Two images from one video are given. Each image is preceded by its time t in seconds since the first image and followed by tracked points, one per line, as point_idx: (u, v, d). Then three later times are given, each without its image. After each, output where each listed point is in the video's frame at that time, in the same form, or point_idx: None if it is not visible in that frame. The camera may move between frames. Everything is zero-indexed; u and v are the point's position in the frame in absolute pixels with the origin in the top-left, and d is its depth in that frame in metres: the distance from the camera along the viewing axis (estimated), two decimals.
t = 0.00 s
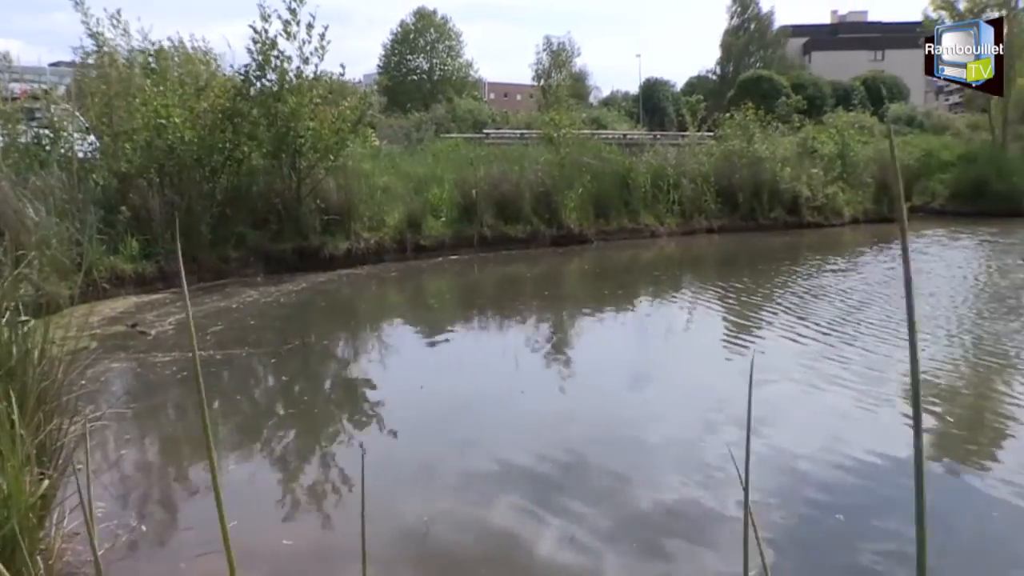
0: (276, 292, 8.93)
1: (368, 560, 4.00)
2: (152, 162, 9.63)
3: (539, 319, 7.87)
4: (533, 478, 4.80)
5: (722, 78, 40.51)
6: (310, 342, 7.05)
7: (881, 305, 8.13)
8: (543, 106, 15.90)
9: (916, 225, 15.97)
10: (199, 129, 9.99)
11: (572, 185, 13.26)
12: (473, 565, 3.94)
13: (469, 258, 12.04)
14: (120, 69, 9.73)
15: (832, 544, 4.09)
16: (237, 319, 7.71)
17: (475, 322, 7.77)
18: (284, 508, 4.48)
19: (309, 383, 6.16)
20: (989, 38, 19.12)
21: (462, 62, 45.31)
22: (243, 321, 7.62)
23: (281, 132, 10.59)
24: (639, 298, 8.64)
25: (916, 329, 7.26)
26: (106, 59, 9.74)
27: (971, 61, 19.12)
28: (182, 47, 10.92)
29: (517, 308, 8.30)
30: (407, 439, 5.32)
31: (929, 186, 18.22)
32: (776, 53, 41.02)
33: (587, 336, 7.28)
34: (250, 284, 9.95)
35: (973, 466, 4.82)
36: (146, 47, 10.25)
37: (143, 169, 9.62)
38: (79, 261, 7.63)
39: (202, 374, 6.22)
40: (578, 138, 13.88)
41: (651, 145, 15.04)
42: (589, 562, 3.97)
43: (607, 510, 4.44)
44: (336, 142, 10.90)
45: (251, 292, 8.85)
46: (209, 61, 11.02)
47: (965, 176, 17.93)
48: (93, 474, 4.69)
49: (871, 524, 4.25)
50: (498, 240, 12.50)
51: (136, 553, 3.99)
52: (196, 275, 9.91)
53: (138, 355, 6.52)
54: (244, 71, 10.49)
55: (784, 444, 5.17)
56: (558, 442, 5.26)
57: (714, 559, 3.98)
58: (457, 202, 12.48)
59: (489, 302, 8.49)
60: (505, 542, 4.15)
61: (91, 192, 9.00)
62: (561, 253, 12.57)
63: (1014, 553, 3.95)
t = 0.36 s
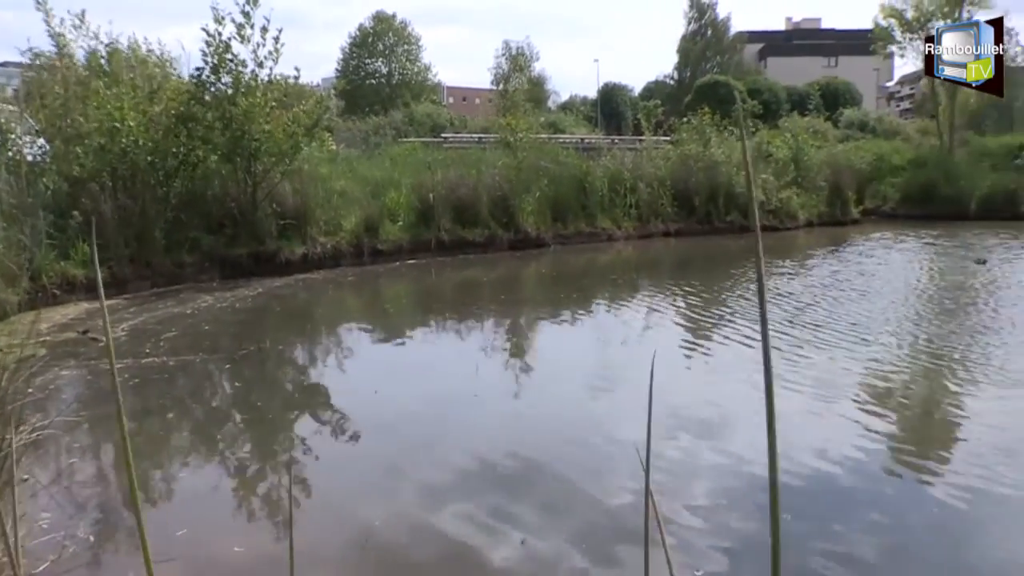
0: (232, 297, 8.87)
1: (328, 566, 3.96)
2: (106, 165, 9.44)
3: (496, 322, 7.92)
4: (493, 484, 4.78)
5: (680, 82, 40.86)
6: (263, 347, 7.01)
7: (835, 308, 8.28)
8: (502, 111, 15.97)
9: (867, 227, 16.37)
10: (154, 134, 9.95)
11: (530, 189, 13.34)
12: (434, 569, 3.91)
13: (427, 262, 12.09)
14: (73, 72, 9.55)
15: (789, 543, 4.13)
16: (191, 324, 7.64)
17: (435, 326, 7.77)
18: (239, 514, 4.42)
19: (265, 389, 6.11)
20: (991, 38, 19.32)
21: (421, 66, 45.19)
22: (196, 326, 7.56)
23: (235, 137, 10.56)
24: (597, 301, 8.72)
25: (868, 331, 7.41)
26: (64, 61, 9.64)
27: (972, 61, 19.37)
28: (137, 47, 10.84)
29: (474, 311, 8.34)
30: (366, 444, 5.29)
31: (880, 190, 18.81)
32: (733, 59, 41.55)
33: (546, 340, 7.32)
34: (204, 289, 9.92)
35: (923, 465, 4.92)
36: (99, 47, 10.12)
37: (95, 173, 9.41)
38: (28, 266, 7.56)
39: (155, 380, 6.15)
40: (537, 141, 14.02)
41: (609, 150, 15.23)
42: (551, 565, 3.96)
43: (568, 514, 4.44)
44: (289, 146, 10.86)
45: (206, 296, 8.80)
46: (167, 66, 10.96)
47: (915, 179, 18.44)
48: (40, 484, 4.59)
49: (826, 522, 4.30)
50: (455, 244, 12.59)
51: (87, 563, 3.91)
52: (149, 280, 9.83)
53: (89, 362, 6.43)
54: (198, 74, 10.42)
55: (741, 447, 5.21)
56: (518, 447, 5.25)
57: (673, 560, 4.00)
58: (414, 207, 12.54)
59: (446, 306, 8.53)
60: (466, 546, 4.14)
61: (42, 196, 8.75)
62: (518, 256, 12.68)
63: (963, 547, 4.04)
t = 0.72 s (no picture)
0: (185, 300, 8.79)
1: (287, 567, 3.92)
2: (55, 167, 9.40)
3: (453, 323, 7.95)
4: (452, 485, 4.76)
5: (636, 84, 40.97)
6: (215, 350, 6.96)
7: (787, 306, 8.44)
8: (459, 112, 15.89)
9: (820, 227, 16.71)
10: (104, 135, 9.81)
11: (487, 190, 13.42)
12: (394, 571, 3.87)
13: (383, 263, 12.09)
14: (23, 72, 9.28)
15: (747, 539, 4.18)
16: (143, 328, 7.56)
17: (392, 328, 7.76)
18: (193, 521, 4.36)
19: (220, 394, 6.05)
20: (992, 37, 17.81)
21: (377, 68, 44.94)
22: (149, 330, 7.48)
23: (187, 138, 10.45)
24: (553, 302, 8.79)
25: (819, 329, 7.56)
26: (12, 61, 9.30)
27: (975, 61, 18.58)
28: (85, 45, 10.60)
29: (429, 313, 8.36)
30: (322, 447, 5.25)
31: (833, 190, 19.04)
32: (688, 61, 41.95)
33: (504, 341, 7.34)
34: (155, 293, 9.84)
35: (875, 460, 5.01)
36: (48, 46, 9.80)
37: (45, 175, 9.38)
38: None
39: (105, 386, 6.07)
40: (493, 142, 14.10)
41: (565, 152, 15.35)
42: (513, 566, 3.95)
43: (530, 513, 4.43)
44: (241, 148, 10.78)
45: (159, 300, 8.71)
46: (118, 65, 10.74)
47: (866, 180, 18.91)
48: None
49: (783, 520, 4.35)
50: (411, 245, 12.63)
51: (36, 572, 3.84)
52: (99, 283, 9.74)
53: (36, 368, 6.33)
54: (149, 73, 10.27)
55: (700, 444, 5.24)
56: (476, 448, 5.25)
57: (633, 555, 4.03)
58: (370, 208, 12.52)
59: (401, 308, 8.55)
60: (427, 547, 4.09)
61: None
62: (474, 258, 12.74)
63: (917, 541, 4.12)
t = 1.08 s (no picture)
0: (139, 304, 8.68)
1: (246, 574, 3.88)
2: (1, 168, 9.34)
3: (412, 328, 7.93)
4: (412, 488, 4.77)
5: (595, 88, 41.24)
6: (169, 356, 6.89)
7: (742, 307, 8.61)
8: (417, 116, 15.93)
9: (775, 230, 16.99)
10: (54, 137, 9.69)
11: (444, 193, 13.45)
12: (352, 574, 3.85)
13: (339, 267, 12.03)
14: None
15: (711, 543, 4.19)
16: (94, 333, 7.45)
17: (351, 334, 7.71)
18: (147, 528, 4.31)
19: (175, 399, 6.00)
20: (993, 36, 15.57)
21: (336, 71, 44.66)
22: (101, 336, 7.37)
23: (140, 141, 10.33)
24: (512, 305, 8.83)
25: (774, 331, 7.71)
26: None
27: (972, 60, 16.14)
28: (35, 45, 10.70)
29: (387, 316, 8.34)
30: (282, 452, 5.22)
31: (787, 193, 19.52)
32: (646, 65, 42.27)
33: (464, 344, 7.37)
34: (106, 298, 9.70)
35: (832, 458, 5.10)
36: None
37: None
38: None
39: (55, 393, 5.97)
40: (450, 146, 14.16)
41: (523, 155, 15.43)
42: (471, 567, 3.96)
43: (489, 515, 4.44)
44: (195, 150, 10.65)
45: (111, 305, 8.59)
46: (69, 66, 10.79)
47: (820, 183, 19.29)
48: None
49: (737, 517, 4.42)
50: (368, 249, 12.59)
51: None
52: (50, 288, 9.58)
53: None
54: (101, 73, 10.16)
55: (658, 444, 5.31)
56: (435, 451, 5.26)
57: (598, 559, 4.01)
58: (327, 212, 12.47)
59: (360, 311, 8.52)
60: (386, 550, 4.09)
61: None
62: (432, 261, 12.73)
63: (867, 535, 4.20)
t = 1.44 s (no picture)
0: (97, 309, 8.59)
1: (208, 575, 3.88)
2: None
3: (375, 331, 7.92)
4: (378, 494, 4.74)
5: (558, 91, 41.47)
6: (127, 361, 6.83)
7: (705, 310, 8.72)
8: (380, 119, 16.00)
9: (736, 232, 17.22)
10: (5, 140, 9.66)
11: (407, 197, 13.48)
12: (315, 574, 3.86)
13: (300, 271, 11.99)
14: None
15: (672, 541, 4.24)
16: (50, 339, 7.37)
17: (312, 338, 7.69)
18: (106, 539, 4.24)
19: (134, 407, 5.93)
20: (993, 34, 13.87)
21: (298, 74, 44.41)
22: (56, 342, 7.30)
23: (94, 145, 10.19)
24: (476, 309, 8.87)
25: (735, 332, 7.84)
26: None
27: (971, 60, 14.08)
28: None
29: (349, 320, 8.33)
30: (245, 456, 5.21)
31: (750, 196, 19.64)
32: (609, 68, 42.47)
33: (428, 348, 7.40)
34: (63, 302, 9.58)
35: (789, 456, 5.19)
36: None
37: None
38: None
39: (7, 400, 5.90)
40: (413, 150, 14.21)
41: (486, 159, 15.50)
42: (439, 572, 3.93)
43: (453, 518, 4.45)
44: (152, 154, 10.50)
45: (69, 310, 8.50)
46: (24, 65, 10.80)
47: (780, 186, 19.53)
48: None
49: (702, 518, 4.44)
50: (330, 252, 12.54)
51: None
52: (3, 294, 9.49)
53: None
54: (55, 75, 10.07)
55: (621, 445, 5.37)
56: (398, 456, 5.26)
57: (559, 560, 4.03)
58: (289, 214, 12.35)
59: (322, 315, 8.51)
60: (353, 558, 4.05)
61: None
62: (394, 264, 12.72)
63: (830, 534, 4.25)
